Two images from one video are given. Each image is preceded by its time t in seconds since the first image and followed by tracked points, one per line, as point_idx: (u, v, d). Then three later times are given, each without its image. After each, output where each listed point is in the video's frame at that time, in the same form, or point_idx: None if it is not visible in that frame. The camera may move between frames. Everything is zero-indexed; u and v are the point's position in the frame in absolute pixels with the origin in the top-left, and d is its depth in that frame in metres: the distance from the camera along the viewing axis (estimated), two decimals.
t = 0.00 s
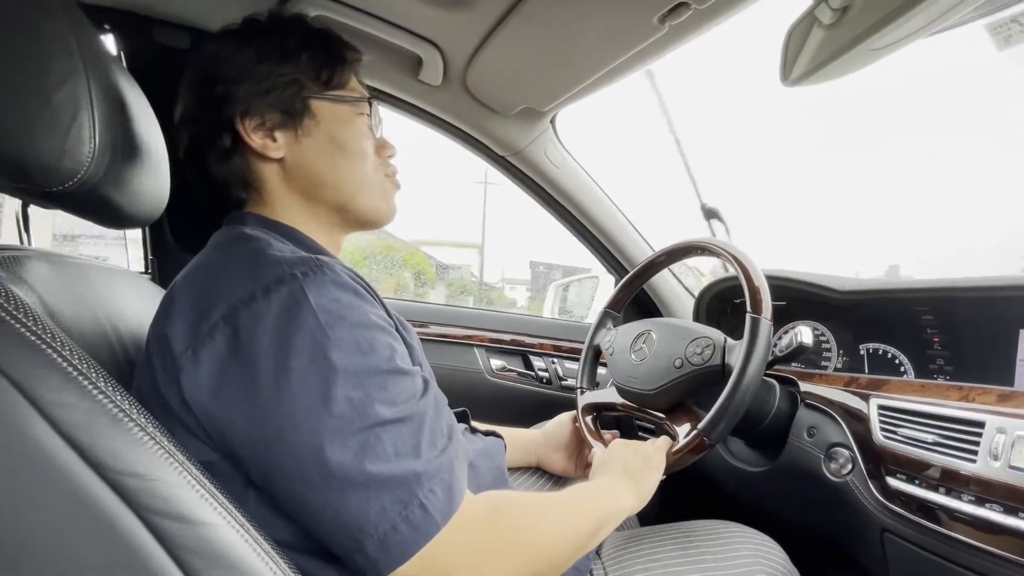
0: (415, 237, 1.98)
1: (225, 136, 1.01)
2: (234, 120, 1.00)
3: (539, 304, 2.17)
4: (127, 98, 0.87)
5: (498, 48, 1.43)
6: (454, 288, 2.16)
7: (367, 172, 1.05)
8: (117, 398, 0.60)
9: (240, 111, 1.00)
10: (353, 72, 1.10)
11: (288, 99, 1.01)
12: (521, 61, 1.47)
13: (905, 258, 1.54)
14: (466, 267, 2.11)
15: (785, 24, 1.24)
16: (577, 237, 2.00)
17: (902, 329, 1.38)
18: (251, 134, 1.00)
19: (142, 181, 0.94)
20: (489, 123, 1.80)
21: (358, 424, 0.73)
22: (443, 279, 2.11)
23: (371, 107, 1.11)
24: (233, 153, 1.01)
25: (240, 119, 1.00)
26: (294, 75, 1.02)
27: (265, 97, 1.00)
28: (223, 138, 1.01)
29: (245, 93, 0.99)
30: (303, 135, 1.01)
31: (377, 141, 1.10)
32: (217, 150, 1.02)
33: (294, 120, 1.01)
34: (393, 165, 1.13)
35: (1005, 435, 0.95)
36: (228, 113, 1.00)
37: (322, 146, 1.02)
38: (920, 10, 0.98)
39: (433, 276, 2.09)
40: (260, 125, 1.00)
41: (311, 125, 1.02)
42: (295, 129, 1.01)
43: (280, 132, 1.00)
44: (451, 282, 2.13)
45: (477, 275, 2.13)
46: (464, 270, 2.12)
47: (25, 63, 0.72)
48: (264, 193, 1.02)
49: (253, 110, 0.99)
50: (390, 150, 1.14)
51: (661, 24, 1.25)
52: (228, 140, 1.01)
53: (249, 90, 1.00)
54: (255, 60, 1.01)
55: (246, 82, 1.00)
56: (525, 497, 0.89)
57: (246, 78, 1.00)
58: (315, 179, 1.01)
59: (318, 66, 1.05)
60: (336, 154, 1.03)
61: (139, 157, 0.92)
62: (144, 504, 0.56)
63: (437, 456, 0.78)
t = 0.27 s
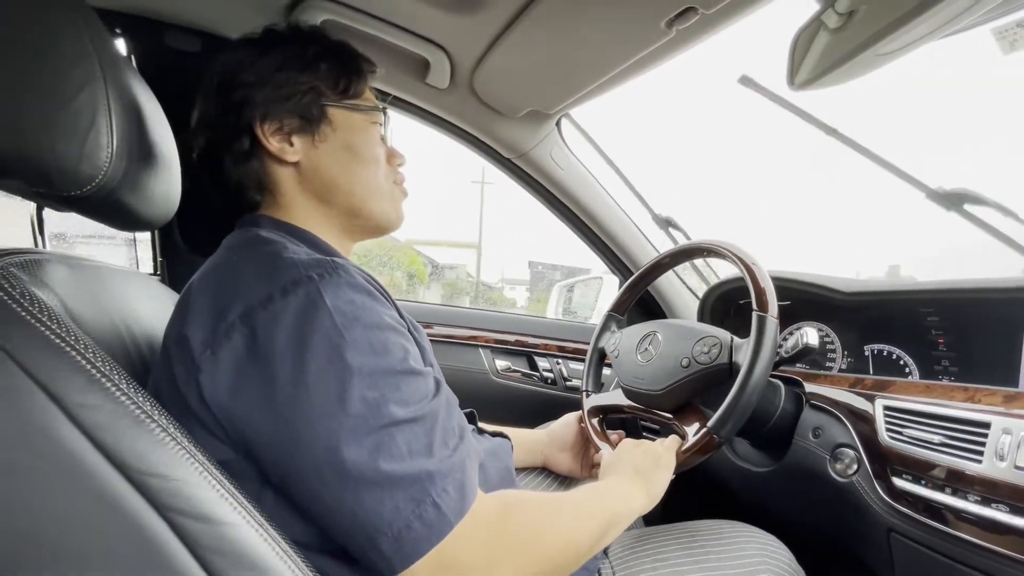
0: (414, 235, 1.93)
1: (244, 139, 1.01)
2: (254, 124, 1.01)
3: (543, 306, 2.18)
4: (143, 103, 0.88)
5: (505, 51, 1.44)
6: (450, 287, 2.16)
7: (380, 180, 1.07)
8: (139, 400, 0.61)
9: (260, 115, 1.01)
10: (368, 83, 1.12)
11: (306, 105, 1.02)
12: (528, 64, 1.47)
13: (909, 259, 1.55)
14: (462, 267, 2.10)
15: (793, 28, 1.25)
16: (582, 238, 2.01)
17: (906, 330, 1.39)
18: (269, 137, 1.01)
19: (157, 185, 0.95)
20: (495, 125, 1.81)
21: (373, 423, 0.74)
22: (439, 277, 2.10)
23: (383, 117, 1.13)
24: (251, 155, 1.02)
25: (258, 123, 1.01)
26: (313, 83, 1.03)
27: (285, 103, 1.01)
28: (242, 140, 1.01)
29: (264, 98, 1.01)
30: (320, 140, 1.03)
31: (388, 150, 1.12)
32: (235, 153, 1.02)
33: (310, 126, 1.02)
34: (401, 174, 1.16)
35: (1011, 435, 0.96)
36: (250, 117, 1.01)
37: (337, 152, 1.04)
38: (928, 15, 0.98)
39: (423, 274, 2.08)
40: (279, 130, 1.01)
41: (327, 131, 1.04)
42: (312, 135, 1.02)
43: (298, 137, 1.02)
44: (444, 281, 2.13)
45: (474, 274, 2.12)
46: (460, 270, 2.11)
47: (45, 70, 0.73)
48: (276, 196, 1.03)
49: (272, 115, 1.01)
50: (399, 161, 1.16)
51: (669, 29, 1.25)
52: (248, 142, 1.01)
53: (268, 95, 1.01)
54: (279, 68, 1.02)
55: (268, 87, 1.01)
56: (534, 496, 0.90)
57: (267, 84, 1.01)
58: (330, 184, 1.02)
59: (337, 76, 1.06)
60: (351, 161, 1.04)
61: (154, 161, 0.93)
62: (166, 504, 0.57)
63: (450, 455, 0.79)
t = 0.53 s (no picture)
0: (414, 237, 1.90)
1: (248, 135, 1.00)
2: (256, 120, 0.99)
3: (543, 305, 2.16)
4: (135, 100, 0.87)
5: (503, 49, 1.43)
6: (445, 288, 2.15)
7: (382, 182, 1.06)
8: (127, 399, 0.59)
9: (265, 110, 0.99)
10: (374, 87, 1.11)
11: (311, 105, 1.01)
12: (527, 62, 1.46)
13: (911, 258, 1.54)
14: (458, 267, 2.10)
15: (794, 24, 1.24)
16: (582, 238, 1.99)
17: (908, 330, 1.38)
18: (272, 134, 0.99)
19: (149, 182, 0.93)
20: (494, 123, 1.80)
21: (369, 421, 0.73)
22: (434, 276, 2.10)
23: (387, 119, 1.13)
24: (254, 151, 1.00)
25: (263, 119, 0.99)
26: (320, 83, 1.02)
27: (290, 101, 1.00)
28: (245, 135, 1.00)
29: (269, 95, 1.00)
30: (324, 140, 1.02)
31: (389, 152, 1.11)
32: (236, 148, 1.00)
33: (314, 125, 1.01)
34: (401, 177, 1.15)
35: (1016, 436, 0.95)
36: (253, 114, 0.99)
37: (341, 152, 1.02)
38: (931, 9, 0.97)
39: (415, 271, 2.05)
40: (283, 127, 1.00)
41: (331, 130, 1.03)
42: (316, 134, 1.01)
43: (302, 135, 1.01)
44: (438, 281, 2.12)
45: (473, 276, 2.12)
46: (456, 270, 2.11)
47: (35, 65, 0.72)
48: (273, 192, 1.01)
49: (278, 111, 0.99)
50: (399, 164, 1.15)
51: (669, 24, 1.24)
52: (252, 138, 1.00)
53: (272, 92, 1.00)
54: (286, 66, 1.01)
55: (274, 85, 1.00)
56: (532, 497, 0.89)
57: (274, 82, 1.00)
58: (332, 183, 1.01)
59: (343, 78, 1.05)
60: (353, 162, 1.03)
61: (147, 158, 0.92)
62: (153, 506, 0.56)
63: (446, 454, 0.78)
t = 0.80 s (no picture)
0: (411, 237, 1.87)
1: (247, 134, 0.99)
2: (255, 120, 0.99)
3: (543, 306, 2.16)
4: (132, 99, 0.86)
5: (502, 48, 1.43)
6: (438, 287, 2.12)
7: (381, 181, 1.06)
8: (123, 397, 0.59)
9: (264, 110, 0.99)
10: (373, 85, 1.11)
11: (310, 104, 1.01)
12: (525, 61, 1.46)
13: (910, 258, 1.53)
14: (455, 267, 2.07)
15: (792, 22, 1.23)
16: (582, 238, 2.01)
17: (907, 329, 1.38)
18: (271, 133, 0.99)
19: (146, 181, 0.93)
20: (493, 123, 1.80)
21: (366, 416, 0.72)
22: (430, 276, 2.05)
23: (385, 118, 1.12)
24: (253, 151, 0.99)
25: (263, 118, 0.99)
26: (319, 82, 1.02)
27: (290, 101, 1.00)
28: (244, 135, 0.99)
29: (268, 95, 0.99)
30: (324, 139, 1.01)
31: (388, 151, 1.11)
32: (235, 147, 1.00)
33: (314, 125, 1.01)
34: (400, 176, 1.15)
35: (1015, 436, 0.95)
36: (253, 113, 0.99)
37: (340, 152, 1.02)
38: (928, 8, 0.97)
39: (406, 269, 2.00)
40: (282, 126, 0.99)
41: (331, 129, 1.02)
42: (315, 133, 1.01)
43: (301, 134, 1.00)
44: (431, 280, 2.07)
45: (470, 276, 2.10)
46: (453, 270, 2.09)
47: (31, 63, 0.72)
48: (270, 192, 1.01)
49: (277, 111, 0.99)
50: (398, 163, 1.15)
51: (667, 23, 1.24)
52: (251, 138, 0.99)
53: (270, 91, 0.99)
54: (285, 65, 1.01)
55: (273, 84, 0.99)
56: (529, 496, 0.89)
57: (274, 81, 1.00)
58: (331, 183, 1.01)
59: (342, 77, 1.05)
60: (353, 161, 1.03)
61: (144, 158, 0.92)
62: (149, 504, 0.56)
63: (444, 450, 0.77)
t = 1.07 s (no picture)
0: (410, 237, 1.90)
1: (246, 135, 0.99)
2: (253, 120, 0.99)
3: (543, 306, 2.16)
4: (131, 99, 0.86)
5: (500, 48, 1.43)
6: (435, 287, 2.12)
7: (380, 180, 1.06)
8: (121, 397, 0.59)
9: (262, 110, 0.99)
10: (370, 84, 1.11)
11: (308, 104, 1.01)
12: (524, 61, 1.46)
13: (909, 258, 1.53)
14: (452, 267, 2.07)
15: (790, 22, 1.24)
16: (581, 239, 2.01)
17: (906, 329, 1.38)
18: (269, 133, 0.99)
19: (145, 181, 0.93)
20: (492, 123, 1.80)
21: (363, 416, 0.72)
22: (428, 276, 2.06)
23: (383, 116, 1.12)
24: (252, 151, 0.99)
25: (261, 119, 0.99)
26: (317, 82, 1.02)
27: (287, 100, 1.00)
28: (243, 136, 0.99)
29: (266, 95, 0.99)
30: (321, 138, 1.01)
31: (387, 150, 1.11)
32: (233, 148, 1.00)
33: (312, 124, 1.01)
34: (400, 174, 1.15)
35: (1013, 435, 0.94)
36: (251, 114, 0.99)
37: (338, 151, 1.02)
38: (925, 8, 0.97)
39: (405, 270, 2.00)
40: (280, 126, 0.99)
41: (329, 129, 1.02)
42: (313, 132, 1.01)
43: (299, 134, 1.00)
44: (429, 280, 2.07)
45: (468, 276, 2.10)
46: (450, 270, 2.09)
47: (30, 64, 0.72)
48: (267, 192, 1.01)
49: (275, 111, 0.99)
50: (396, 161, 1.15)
51: (665, 24, 1.24)
52: (250, 138, 0.99)
53: (268, 91, 0.99)
54: (283, 64, 1.01)
55: (271, 84, 0.99)
56: (527, 496, 0.89)
57: (272, 81, 0.99)
58: (330, 182, 1.01)
59: (339, 76, 1.05)
60: (351, 161, 1.03)
61: (144, 158, 0.92)
62: (146, 504, 0.56)
63: (441, 450, 0.78)
